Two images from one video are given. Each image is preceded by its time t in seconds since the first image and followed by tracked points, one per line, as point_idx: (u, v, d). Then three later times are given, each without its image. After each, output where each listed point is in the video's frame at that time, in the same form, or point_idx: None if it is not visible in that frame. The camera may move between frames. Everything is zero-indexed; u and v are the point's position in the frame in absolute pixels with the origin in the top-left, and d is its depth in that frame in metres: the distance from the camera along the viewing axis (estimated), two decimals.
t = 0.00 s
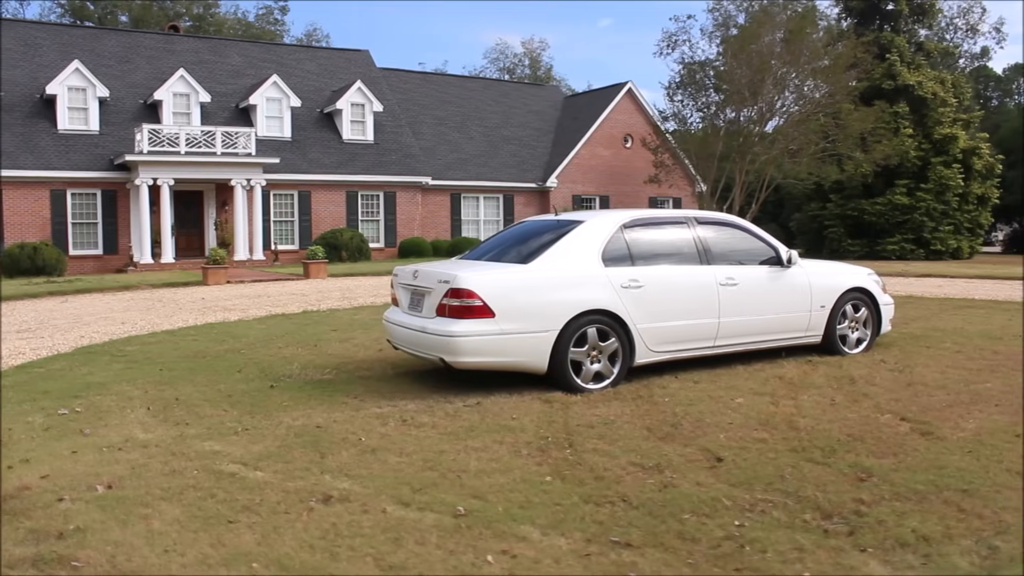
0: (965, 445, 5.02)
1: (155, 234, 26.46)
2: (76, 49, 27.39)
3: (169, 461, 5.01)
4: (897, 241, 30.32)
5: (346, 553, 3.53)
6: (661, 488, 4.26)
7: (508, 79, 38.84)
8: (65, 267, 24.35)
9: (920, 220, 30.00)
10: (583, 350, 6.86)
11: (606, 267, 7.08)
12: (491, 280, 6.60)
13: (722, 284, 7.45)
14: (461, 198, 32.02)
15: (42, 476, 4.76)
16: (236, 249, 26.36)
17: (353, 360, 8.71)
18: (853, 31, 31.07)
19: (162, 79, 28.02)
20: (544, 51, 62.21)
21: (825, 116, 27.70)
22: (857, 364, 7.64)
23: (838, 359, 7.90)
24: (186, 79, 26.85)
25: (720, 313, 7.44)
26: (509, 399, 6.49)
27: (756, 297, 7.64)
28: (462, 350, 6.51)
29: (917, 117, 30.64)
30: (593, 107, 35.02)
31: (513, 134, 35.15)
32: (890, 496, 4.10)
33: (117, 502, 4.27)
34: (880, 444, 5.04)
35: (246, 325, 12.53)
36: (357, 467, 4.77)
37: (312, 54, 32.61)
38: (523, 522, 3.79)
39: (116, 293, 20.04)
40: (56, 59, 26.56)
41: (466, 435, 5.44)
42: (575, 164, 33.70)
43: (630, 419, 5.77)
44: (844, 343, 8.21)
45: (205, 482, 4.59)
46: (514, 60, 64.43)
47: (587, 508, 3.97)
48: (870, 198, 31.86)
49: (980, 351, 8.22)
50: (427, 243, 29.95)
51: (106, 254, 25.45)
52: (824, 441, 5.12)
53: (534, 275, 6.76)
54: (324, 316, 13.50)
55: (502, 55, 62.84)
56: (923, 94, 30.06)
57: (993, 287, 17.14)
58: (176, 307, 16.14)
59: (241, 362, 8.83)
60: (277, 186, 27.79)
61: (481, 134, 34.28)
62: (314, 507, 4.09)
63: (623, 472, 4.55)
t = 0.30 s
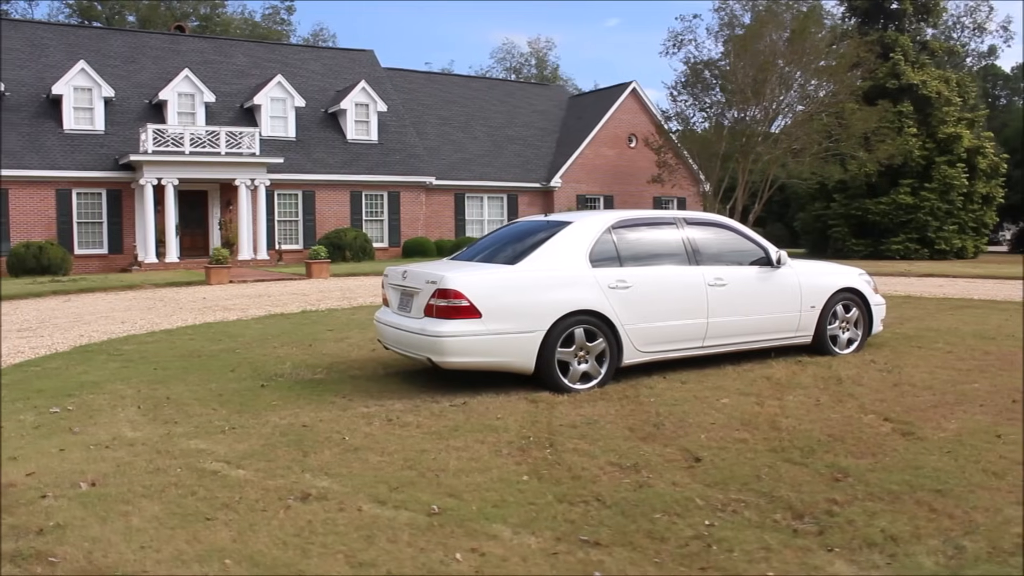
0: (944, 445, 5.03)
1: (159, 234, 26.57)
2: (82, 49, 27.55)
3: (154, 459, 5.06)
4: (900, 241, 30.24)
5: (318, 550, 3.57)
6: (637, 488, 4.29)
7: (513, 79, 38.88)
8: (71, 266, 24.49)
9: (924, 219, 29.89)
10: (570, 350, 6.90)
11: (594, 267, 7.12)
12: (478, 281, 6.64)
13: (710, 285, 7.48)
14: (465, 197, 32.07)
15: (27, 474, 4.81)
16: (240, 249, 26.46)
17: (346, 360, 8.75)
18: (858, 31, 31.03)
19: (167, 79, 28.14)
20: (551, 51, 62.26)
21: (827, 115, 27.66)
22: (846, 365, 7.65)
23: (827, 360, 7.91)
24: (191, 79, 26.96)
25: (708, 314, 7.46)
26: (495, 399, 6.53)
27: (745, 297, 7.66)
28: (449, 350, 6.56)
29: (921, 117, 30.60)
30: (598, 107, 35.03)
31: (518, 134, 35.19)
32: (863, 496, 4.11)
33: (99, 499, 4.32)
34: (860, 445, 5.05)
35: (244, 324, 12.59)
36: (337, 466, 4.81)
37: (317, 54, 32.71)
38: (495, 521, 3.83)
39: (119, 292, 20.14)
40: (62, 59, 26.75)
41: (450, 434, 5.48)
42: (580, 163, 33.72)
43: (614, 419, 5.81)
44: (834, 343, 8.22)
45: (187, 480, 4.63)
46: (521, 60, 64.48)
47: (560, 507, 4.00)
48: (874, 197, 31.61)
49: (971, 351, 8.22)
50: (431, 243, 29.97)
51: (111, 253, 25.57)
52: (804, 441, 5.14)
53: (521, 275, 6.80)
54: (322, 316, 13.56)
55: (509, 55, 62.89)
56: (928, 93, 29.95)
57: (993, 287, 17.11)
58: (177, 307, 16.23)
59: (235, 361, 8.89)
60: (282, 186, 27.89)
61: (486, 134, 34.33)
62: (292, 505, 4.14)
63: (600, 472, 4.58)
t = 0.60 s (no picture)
0: (933, 446, 5.05)
1: (174, 234, 26.77)
2: (99, 51, 27.86)
3: (151, 454, 5.15)
4: (915, 242, 30.04)
5: (302, 543, 3.64)
6: (621, 486, 4.34)
7: (526, 80, 38.95)
8: (87, 265, 24.75)
9: (938, 221, 29.68)
10: (567, 350, 6.95)
11: (591, 268, 7.17)
12: (475, 281, 6.70)
13: (708, 286, 7.51)
14: (478, 198, 32.17)
15: (27, 466, 4.91)
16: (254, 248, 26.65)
17: (348, 358, 8.83)
18: (871, 32, 30.92)
19: (182, 80, 28.39)
20: (566, 51, 62.28)
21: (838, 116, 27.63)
22: (845, 366, 7.66)
23: (826, 361, 7.91)
24: (205, 80, 27.17)
25: (706, 315, 7.49)
26: (491, 398, 6.59)
27: (743, 298, 7.69)
28: (446, 349, 6.62)
29: (936, 118, 30.40)
30: (611, 108, 35.05)
31: (531, 135, 35.25)
32: (846, 496, 4.13)
33: (94, 492, 4.41)
34: (848, 445, 5.08)
35: (253, 323, 12.72)
36: (329, 462, 4.88)
37: (331, 55, 32.90)
38: (477, 516, 3.88)
39: (132, 291, 20.33)
40: (79, 60, 27.09)
41: (442, 432, 5.54)
42: (593, 164, 33.72)
43: (607, 418, 5.85)
44: (834, 345, 8.22)
45: (182, 474, 4.72)
46: (536, 61, 64.51)
47: (542, 503, 4.06)
48: (888, 199, 31.37)
49: (973, 353, 8.20)
50: (444, 244, 29.97)
51: (126, 253, 25.79)
52: (794, 441, 5.16)
53: (518, 275, 6.86)
54: (330, 315, 13.66)
55: (524, 56, 62.94)
56: (942, 94, 29.75)
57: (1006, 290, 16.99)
58: (188, 306, 16.38)
59: (240, 359, 8.99)
60: (296, 186, 28.07)
61: (499, 135, 34.41)
62: (280, 499, 4.23)
63: (586, 470, 4.63)
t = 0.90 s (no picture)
0: (933, 447, 5.05)
1: (197, 233, 27.06)
2: (125, 53, 28.29)
3: (159, 449, 5.27)
4: (939, 243, 29.72)
5: (296, 536, 3.73)
6: (615, 483, 4.39)
7: (548, 80, 38.98)
8: (112, 264, 25.10)
9: (963, 220, 29.22)
10: (573, 349, 6.98)
11: (597, 268, 7.21)
12: (482, 280, 6.77)
13: (716, 286, 7.52)
14: (500, 198, 32.26)
15: (39, 460, 5.05)
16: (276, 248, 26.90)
17: (360, 356, 8.93)
18: (895, 30, 30.69)
19: (206, 81, 28.72)
20: (590, 51, 62.20)
21: (862, 115, 27.05)
22: (853, 366, 7.64)
23: (834, 361, 7.90)
24: (229, 81, 27.48)
25: (713, 315, 7.50)
26: (497, 396, 6.65)
27: (751, 297, 7.69)
28: (452, 348, 6.69)
29: (961, 117, 30.05)
30: (633, 107, 35.00)
31: (552, 135, 35.29)
32: (838, 495, 4.15)
33: (101, 485, 4.54)
34: (847, 445, 5.09)
35: (270, 321, 12.87)
36: (331, 457, 4.97)
37: (354, 56, 33.14)
38: (471, 511, 3.95)
39: (155, 289, 20.60)
40: (105, 62, 27.52)
41: (445, 429, 5.62)
42: (614, 164, 33.68)
43: (608, 417, 5.90)
44: (843, 345, 8.20)
45: (187, 468, 4.83)
46: (560, 61, 64.49)
47: (536, 500, 4.12)
48: (912, 198, 31.04)
49: (985, 354, 8.15)
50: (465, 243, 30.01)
51: (151, 252, 26.11)
52: (792, 441, 5.18)
53: (524, 275, 6.92)
54: (347, 313, 13.79)
55: (548, 55, 62.95)
56: (968, 93, 29.43)
57: None
58: (208, 305, 16.59)
59: (253, 357, 9.13)
60: (318, 186, 28.28)
61: (521, 135, 34.48)
62: (280, 493, 4.32)
63: (583, 467, 4.68)
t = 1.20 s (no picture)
0: (932, 448, 5.03)
1: (218, 234, 27.31)
2: (148, 55, 28.69)
3: (165, 445, 5.36)
4: (961, 242, 29.49)
5: (291, 530, 3.81)
6: (610, 480, 4.42)
7: (569, 80, 38.99)
8: (135, 264, 25.43)
9: (986, 220, 29.10)
10: (578, 349, 7.01)
11: (603, 268, 7.24)
12: (487, 280, 6.82)
13: (722, 286, 7.52)
14: (519, 198, 32.33)
15: (48, 455, 5.17)
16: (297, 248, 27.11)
17: (370, 356, 9.00)
18: (917, 29, 30.39)
19: (227, 83, 29.02)
20: (611, 51, 62.09)
21: (883, 115, 26.67)
22: (860, 367, 7.63)
23: (842, 361, 7.88)
24: (250, 82, 27.75)
25: (719, 315, 7.51)
26: (501, 395, 6.70)
27: (758, 298, 7.68)
28: (457, 347, 6.75)
29: (985, 115, 29.75)
30: (654, 107, 34.91)
31: (572, 135, 35.28)
32: (831, 494, 4.15)
33: (106, 480, 4.65)
34: (846, 444, 5.09)
35: (285, 321, 13.00)
36: (332, 454, 5.04)
37: (375, 56, 33.33)
38: (465, 508, 4.00)
39: (175, 289, 20.84)
40: (129, 65, 27.91)
41: (447, 426, 5.67)
42: (634, 164, 33.65)
43: (611, 415, 5.92)
44: (852, 345, 8.17)
45: (190, 464, 4.93)
46: (582, 61, 64.41)
47: (529, 497, 4.16)
48: (934, 198, 30.74)
49: (996, 355, 8.09)
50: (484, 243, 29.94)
51: (173, 252, 26.40)
52: (792, 440, 5.18)
53: (529, 274, 6.96)
54: (361, 313, 13.90)
55: (569, 55, 62.94)
56: (991, 92, 29.07)
57: None
58: (226, 304, 16.79)
59: (266, 355, 9.23)
60: (338, 186, 28.48)
61: (541, 135, 34.52)
62: (279, 488, 4.41)
63: (579, 465, 4.71)
